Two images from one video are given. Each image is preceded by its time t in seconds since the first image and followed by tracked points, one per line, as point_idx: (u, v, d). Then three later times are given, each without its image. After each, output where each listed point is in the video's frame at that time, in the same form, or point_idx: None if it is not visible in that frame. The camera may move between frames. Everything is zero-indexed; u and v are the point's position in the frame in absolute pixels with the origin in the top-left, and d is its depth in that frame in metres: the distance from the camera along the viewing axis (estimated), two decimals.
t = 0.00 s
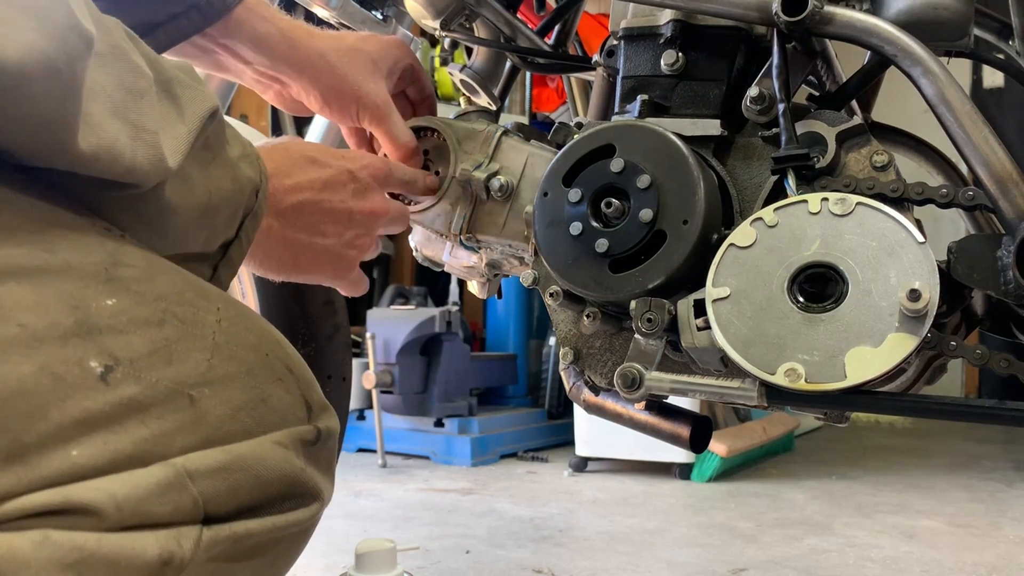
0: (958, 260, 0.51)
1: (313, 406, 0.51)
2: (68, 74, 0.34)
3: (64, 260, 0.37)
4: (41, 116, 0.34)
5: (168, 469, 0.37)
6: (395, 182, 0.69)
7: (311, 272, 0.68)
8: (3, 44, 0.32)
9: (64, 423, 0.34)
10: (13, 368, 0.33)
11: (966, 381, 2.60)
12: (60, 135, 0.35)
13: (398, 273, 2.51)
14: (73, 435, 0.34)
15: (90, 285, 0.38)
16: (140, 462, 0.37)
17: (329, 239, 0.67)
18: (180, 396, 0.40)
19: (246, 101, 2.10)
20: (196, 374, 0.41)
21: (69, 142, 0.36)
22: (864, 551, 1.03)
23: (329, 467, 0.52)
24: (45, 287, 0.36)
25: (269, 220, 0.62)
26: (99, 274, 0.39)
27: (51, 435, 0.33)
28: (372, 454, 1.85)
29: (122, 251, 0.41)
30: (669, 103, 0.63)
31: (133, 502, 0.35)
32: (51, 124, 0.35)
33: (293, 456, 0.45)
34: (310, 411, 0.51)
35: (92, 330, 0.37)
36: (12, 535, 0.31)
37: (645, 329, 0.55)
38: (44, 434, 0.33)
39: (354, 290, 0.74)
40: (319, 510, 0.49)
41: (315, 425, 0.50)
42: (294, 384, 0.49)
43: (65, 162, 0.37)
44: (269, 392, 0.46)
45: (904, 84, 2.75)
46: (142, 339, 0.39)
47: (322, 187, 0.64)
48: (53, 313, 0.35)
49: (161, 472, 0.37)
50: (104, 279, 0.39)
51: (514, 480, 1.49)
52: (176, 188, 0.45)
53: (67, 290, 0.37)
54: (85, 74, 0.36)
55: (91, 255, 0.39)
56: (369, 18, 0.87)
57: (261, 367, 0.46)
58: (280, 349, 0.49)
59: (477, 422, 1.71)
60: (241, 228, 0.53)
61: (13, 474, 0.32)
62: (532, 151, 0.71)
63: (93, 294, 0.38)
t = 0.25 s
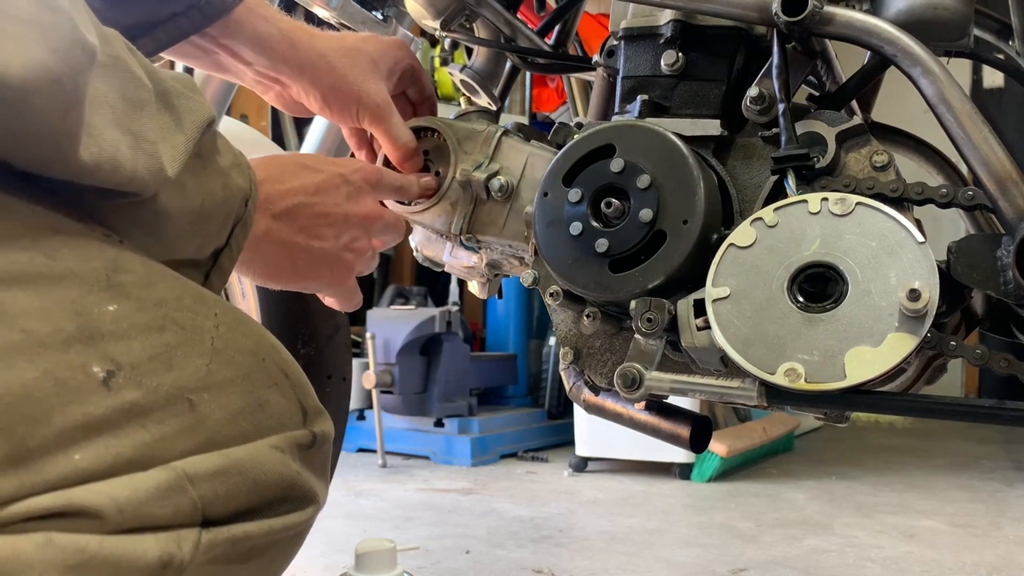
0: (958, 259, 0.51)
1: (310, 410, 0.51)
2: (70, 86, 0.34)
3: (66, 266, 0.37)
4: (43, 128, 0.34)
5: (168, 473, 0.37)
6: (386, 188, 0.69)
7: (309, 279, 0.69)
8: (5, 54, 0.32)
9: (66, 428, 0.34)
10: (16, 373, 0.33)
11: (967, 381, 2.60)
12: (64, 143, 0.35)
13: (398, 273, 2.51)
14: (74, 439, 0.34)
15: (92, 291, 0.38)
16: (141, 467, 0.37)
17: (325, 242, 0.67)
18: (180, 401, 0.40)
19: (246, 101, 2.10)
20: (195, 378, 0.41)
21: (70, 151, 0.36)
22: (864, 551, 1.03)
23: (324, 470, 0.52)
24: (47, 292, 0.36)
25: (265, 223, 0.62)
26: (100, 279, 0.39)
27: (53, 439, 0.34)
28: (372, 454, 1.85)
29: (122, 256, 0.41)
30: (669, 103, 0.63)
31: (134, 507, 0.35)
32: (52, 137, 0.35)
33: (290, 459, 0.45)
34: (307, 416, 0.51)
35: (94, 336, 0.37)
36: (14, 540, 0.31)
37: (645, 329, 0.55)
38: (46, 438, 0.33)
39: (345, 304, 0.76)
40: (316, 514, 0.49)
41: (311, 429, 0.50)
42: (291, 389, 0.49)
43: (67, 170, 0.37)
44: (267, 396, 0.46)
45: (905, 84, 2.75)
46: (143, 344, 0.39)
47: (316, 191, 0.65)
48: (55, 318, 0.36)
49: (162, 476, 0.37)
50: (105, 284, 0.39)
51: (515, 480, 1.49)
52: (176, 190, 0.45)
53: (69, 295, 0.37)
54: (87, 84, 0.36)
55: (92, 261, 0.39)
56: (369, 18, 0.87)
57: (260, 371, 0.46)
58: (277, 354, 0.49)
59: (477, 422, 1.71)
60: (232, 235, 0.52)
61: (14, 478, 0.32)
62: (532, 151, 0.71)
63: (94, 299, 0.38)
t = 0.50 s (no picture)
0: (958, 260, 0.51)
1: (311, 409, 0.52)
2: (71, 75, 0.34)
3: (66, 264, 0.37)
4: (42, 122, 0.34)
5: (168, 472, 0.37)
6: (376, 192, 0.69)
7: (304, 283, 0.68)
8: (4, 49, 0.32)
9: (65, 427, 0.34)
10: (15, 371, 0.33)
11: (966, 381, 2.60)
12: (65, 137, 0.35)
13: (398, 273, 2.51)
14: (73, 438, 0.34)
15: (92, 288, 0.38)
16: (141, 465, 0.37)
17: (317, 245, 0.67)
18: (180, 399, 0.40)
19: (246, 100, 2.09)
20: (196, 376, 0.41)
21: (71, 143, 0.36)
22: (864, 551, 1.03)
23: (325, 469, 0.52)
24: (47, 291, 0.36)
25: (258, 227, 0.62)
26: (99, 277, 0.39)
27: (52, 438, 0.33)
28: (372, 454, 1.85)
29: (122, 254, 0.41)
30: (670, 103, 0.63)
31: (134, 506, 0.35)
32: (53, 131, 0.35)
33: (291, 457, 0.45)
34: (308, 414, 0.51)
35: (93, 334, 0.37)
36: (14, 539, 0.31)
37: (645, 329, 0.55)
38: (46, 437, 0.33)
39: (342, 311, 0.76)
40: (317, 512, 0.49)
41: (313, 428, 0.50)
42: (292, 387, 0.49)
43: (66, 165, 0.37)
44: (268, 394, 0.46)
45: (905, 84, 2.75)
46: (142, 342, 0.39)
47: (306, 195, 0.65)
48: (54, 316, 0.36)
49: (163, 475, 0.37)
50: (104, 282, 0.39)
51: (514, 480, 1.49)
52: (175, 189, 0.45)
53: (68, 293, 0.37)
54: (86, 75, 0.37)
55: (92, 258, 0.39)
56: (369, 18, 0.87)
57: (261, 369, 0.46)
58: (279, 352, 0.49)
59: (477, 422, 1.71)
60: (227, 235, 0.52)
61: (13, 478, 0.32)
62: (532, 151, 0.71)
63: (94, 297, 0.38)
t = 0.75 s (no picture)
0: (958, 260, 0.51)
1: (315, 405, 0.52)
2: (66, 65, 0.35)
3: (63, 259, 0.37)
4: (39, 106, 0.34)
5: (167, 468, 0.37)
6: (382, 186, 0.69)
7: (317, 273, 0.69)
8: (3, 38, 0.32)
9: (62, 424, 0.34)
10: (10, 367, 0.33)
11: (966, 381, 2.60)
12: (63, 128, 0.36)
13: (398, 273, 2.50)
14: (69, 435, 0.34)
15: (90, 283, 0.38)
16: (139, 461, 0.37)
17: (327, 234, 0.67)
18: (179, 395, 0.40)
19: (246, 101, 2.09)
20: (195, 372, 0.41)
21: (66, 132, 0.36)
22: (864, 551, 1.03)
23: (328, 467, 0.52)
24: (44, 286, 0.36)
25: (267, 218, 0.62)
26: (97, 272, 0.39)
27: (49, 436, 0.33)
28: (372, 454, 1.85)
29: (121, 248, 0.41)
30: (670, 103, 0.63)
31: (132, 503, 0.35)
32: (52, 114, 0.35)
33: (293, 454, 0.45)
34: (311, 410, 0.51)
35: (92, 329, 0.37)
36: (8, 538, 0.31)
37: (645, 329, 0.55)
38: (41, 434, 0.33)
39: (355, 302, 0.78)
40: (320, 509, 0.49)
41: (316, 425, 0.50)
42: (295, 383, 0.49)
43: (65, 157, 0.37)
44: (269, 390, 0.46)
45: (904, 84, 2.75)
46: (141, 337, 0.39)
47: (311, 185, 0.65)
48: (50, 311, 0.36)
49: (161, 472, 0.37)
50: (103, 277, 0.39)
51: (514, 480, 1.49)
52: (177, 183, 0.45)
53: (65, 288, 0.37)
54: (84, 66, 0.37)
55: (90, 253, 0.39)
56: (369, 18, 0.86)
57: (261, 365, 0.46)
58: (281, 348, 0.49)
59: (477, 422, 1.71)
60: (228, 228, 0.52)
61: (9, 475, 0.32)
62: (532, 151, 0.71)
63: (92, 292, 0.38)
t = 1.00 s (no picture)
0: (958, 260, 0.51)
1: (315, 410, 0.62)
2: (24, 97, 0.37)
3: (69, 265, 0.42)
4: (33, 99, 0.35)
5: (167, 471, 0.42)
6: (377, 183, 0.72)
7: (318, 272, 0.81)
8: None
9: (68, 429, 0.38)
10: (16, 372, 0.37)
11: (966, 381, 2.60)
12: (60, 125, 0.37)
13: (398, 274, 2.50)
14: (73, 441, 0.38)
15: (95, 291, 0.42)
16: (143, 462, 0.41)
17: (328, 232, 0.78)
18: (184, 400, 0.44)
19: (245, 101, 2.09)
20: (197, 377, 0.45)
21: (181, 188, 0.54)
22: (864, 551, 1.03)
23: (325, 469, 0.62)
24: (50, 291, 0.40)
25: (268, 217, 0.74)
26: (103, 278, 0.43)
27: (54, 440, 0.37)
28: (372, 454, 1.85)
29: (124, 255, 0.45)
30: (670, 103, 0.63)
31: (133, 502, 0.40)
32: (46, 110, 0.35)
33: (291, 459, 0.54)
34: (311, 414, 0.61)
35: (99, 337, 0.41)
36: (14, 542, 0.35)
37: (645, 329, 0.55)
38: (45, 440, 0.37)
39: (360, 301, 0.87)
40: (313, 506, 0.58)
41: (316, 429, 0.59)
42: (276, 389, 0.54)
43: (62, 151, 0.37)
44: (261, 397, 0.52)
45: (904, 84, 2.75)
46: (144, 343, 0.43)
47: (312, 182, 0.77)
48: (58, 319, 0.40)
49: (161, 474, 0.42)
50: (108, 283, 0.43)
51: (514, 480, 1.49)
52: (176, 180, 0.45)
53: (71, 297, 0.41)
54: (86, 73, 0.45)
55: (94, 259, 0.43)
56: (369, 18, 0.86)
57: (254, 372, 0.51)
58: (283, 356, 0.60)
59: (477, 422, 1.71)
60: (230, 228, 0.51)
61: (14, 478, 0.36)
62: (532, 151, 0.71)
63: (98, 299, 0.42)
